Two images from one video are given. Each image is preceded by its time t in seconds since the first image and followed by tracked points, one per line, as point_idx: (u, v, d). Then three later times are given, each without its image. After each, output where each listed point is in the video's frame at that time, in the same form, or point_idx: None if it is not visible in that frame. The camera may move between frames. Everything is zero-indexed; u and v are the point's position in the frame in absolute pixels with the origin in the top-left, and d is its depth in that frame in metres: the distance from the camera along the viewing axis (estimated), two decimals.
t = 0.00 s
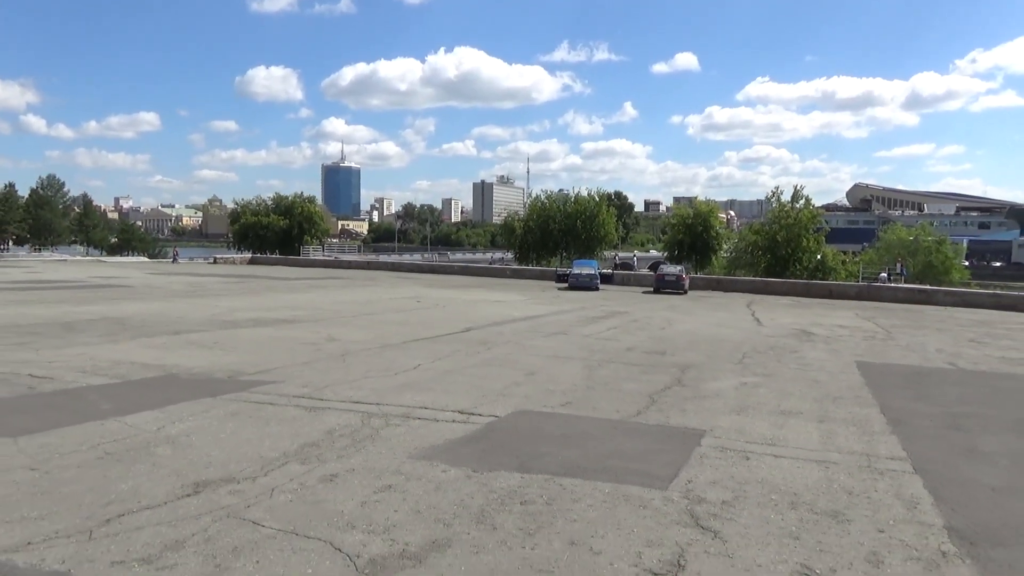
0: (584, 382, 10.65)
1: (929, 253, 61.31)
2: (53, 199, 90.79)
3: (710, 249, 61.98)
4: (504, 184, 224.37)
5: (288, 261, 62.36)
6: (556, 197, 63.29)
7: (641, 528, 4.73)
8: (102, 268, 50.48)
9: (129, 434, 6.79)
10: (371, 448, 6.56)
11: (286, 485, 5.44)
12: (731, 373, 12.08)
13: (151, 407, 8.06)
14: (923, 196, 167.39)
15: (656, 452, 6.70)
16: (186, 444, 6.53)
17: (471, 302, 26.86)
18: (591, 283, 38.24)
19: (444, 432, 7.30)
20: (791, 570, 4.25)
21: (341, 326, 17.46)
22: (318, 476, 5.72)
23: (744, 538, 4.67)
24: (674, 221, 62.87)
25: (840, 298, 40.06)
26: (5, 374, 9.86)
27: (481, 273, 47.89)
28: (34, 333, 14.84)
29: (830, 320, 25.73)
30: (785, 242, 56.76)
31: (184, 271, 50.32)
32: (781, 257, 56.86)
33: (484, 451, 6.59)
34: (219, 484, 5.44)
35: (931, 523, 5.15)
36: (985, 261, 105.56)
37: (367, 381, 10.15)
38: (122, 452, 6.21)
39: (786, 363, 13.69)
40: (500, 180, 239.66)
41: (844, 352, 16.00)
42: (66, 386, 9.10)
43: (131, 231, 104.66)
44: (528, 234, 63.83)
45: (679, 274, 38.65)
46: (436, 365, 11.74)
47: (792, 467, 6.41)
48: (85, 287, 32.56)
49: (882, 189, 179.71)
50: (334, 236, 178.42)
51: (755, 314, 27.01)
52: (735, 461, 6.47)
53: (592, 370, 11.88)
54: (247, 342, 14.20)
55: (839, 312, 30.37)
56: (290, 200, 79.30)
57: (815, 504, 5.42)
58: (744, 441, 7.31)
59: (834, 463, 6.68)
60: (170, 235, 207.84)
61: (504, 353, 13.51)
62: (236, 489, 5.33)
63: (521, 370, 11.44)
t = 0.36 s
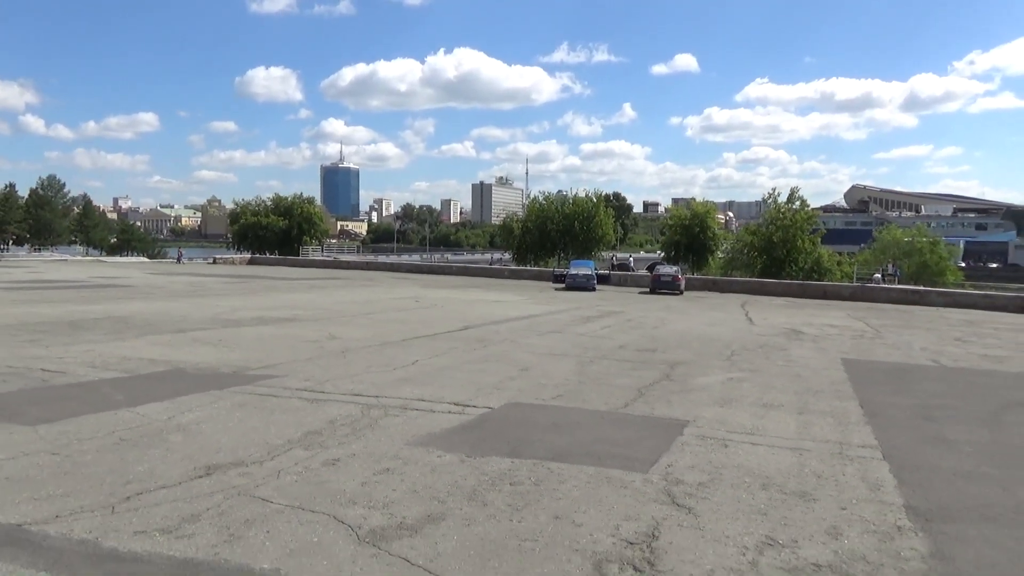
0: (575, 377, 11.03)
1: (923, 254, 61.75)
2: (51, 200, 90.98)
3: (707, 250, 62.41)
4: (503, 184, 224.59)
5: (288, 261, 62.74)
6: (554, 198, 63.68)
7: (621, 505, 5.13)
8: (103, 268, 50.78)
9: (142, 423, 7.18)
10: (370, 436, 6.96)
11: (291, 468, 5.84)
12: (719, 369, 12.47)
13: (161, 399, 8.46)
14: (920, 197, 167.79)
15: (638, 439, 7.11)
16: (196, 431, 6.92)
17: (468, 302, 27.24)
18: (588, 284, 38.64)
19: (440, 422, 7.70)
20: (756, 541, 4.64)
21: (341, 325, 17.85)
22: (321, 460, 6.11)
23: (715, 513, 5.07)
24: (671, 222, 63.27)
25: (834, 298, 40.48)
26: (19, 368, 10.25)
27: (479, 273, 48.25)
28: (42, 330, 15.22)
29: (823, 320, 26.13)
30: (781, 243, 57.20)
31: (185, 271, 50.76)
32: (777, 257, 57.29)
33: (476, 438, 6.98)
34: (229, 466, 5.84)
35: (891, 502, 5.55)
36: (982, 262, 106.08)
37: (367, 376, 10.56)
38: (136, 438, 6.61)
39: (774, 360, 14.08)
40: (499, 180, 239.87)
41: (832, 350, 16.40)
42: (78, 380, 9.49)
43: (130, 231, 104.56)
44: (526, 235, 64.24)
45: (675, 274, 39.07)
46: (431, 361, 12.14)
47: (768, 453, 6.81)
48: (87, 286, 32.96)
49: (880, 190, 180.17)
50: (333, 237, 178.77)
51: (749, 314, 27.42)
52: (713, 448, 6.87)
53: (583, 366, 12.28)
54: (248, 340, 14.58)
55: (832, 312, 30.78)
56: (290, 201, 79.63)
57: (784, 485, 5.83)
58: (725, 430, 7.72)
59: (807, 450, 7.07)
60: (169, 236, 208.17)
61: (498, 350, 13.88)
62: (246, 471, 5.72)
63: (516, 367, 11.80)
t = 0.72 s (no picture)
0: (569, 376, 11.42)
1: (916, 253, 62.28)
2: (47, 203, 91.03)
3: (702, 250, 62.86)
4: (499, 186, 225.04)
5: (285, 263, 63.03)
6: (550, 200, 64.09)
7: (608, 491, 5.53)
8: (102, 272, 50.99)
9: (156, 419, 7.56)
10: (372, 430, 7.34)
11: (301, 459, 6.23)
12: (708, 367, 12.87)
13: (172, 397, 8.84)
14: (915, 197, 168.57)
15: (627, 432, 7.50)
16: (207, 427, 7.30)
17: (465, 304, 27.61)
18: (583, 285, 39.03)
19: (439, 417, 8.09)
20: (732, 521, 5.04)
21: (340, 327, 18.20)
22: (328, 452, 6.50)
23: (695, 498, 5.48)
24: (666, 224, 63.70)
25: (827, 298, 40.93)
26: (32, 369, 10.62)
27: (476, 275, 48.59)
28: (48, 333, 15.56)
29: (814, 319, 26.55)
30: (775, 243, 57.67)
31: (184, 273, 51.00)
32: (772, 258, 57.75)
33: (473, 433, 7.37)
34: (242, 458, 6.22)
35: (860, 487, 5.95)
36: (976, 261, 106.68)
37: (368, 375, 10.95)
38: (151, 433, 6.99)
39: (763, 359, 14.48)
40: (495, 182, 240.18)
41: (820, 348, 16.80)
42: (89, 380, 9.86)
43: (127, 234, 104.59)
44: (522, 237, 64.64)
45: (670, 275, 39.48)
46: (429, 361, 12.53)
47: (749, 445, 7.21)
48: (88, 290, 33.25)
49: (874, 190, 180.90)
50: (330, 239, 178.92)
51: (742, 314, 27.83)
52: (698, 439, 7.28)
53: (577, 365, 12.67)
54: (251, 341, 14.94)
55: (824, 311, 31.22)
56: (287, 204, 79.89)
57: (761, 473, 6.24)
58: (710, 424, 8.12)
59: (787, 442, 7.47)
60: (166, 238, 208.11)
61: (494, 350, 14.26)
62: (258, 462, 6.12)
63: (511, 366, 12.18)
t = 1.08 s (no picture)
0: (562, 377, 11.78)
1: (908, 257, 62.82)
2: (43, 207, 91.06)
3: (696, 255, 63.35)
4: (495, 191, 225.54)
5: (282, 267, 63.27)
6: (545, 205, 64.52)
7: (597, 481, 5.91)
8: (99, 276, 51.20)
9: (168, 417, 7.93)
10: (375, 427, 7.71)
11: (308, 453, 6.60)
12: (698, 368, 13.26)
13: (180, 396, 9.20)
14: (908, 201, 169.54)
15: (618, 429, 7.88)
16: (217, 424, 7.66)
17: (462, 308, 27.96)
18: (579, 289, 39.41)
19: (439, 415, 8.46)
20: (712, 508, 5.43)
21: (339, 329, 18.55)
22: (333, 447, 6.86)
23: (679, 487, 5.86)
24: (661, 228, 64.16)
25: (819, 301, 41.38)
26: (42, 370, 10.98)
27: (472, 279, 48.93)
28: (53, 335, 15.88)
29: (806, 322, 26.96)
30: (768, 247, 58.16)
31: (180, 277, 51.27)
32: (765, 262, 58.22)
33: (471, 429, 7.73)
34: (252, 452, 6.59)
35: (834, 479, 6.35)
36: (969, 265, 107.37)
37: (369, 376, 11.31)
38: (164, 429, 7.34)
39: (752, 360, 14.87)
40: (491, 187, 240.71)
41: (809, 351, 17.21)
42: (99, 380, 10.21)
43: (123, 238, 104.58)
44: (518, 241, 65.04)
45: (665, 279, 39.88)
46: (427, 362, 12.89)
47: (732, 440, 7.60)
48: (87, 293, 33.52)
49: (868, 195, 181.77)
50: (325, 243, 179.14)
51: (734, 318, 28.23)
52: (684, 436, 7.66)
53: (570, 366, 13.04)
54: (251, 343, 15.28)
55: (816, 315, 31.64)
56: (284, 208, 80.17)
57: (741, 465, 6.62)
58: (697, 422, 8.51)
59: (769, 438, 7.86)
60: (161, 242, 208.00)
61: (490, 352, 14.62)
62: (268, 456, 6.47)
63: (507, 367, 12.55)
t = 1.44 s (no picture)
0: (552, 376, 12.18)
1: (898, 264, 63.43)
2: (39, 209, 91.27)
3: (690, 260, 63.90)
4: (491, 195, 226.12)
5: (278, 270, 63.59)
6: (540, 209, 65.02)
7: (579, 469, 6.31)
8: (96, 277, 51.50)
9: (172, 410, 8.29)
10: (370, 420, 8.09)
11: (308, 443, 6.98)
12: (684, 369, 13.67)
13: (183, 392, 9.56)
14: (901, 209, 170.55)
15: (602, 424, 8.26)
16: (220, 417, 8.02)
17: (456, 310, 28.36)
18: (572, 293, 39.82)
19: (432, 410, 8.84)
20: (685, 494, 5.83)
21: (335, 330, 18.91)
22: (331, 438, 7.24)
23: (655, 476, 6.26)
24: (655, 233, 64.69)
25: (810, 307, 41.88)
26: (48, 367, 11.34)
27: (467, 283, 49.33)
28: (54, 334, 16.22)
29: (794, 327, 27.43)
30: (761, 253, 58.71)
31: (177, 279, 51.58)
32: (758, 268, 58.74)
33: (463, 423, 8.11)
34: (254, 442, 6.97)
35: (802, 470, 6.75)
36: (961, 272, 108.19)
37: (364, 375, 11.69)
38: (170, 422, 7.72)
39: (737, 362, 15.29)
40: (487, 191, 241.28)
41: (794, 354, 17.63)
42: (104, 377, 10.57)
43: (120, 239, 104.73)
44: (513, 245, 65.48)
45: (657, 284, 40.33)
46: (421, 362, 13.26)
47: (710, 434, 8.01)
48: (85, 294, 33.88)
49: (862, 202, 182.80)
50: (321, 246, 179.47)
51: (724, 322, 28.68)
52: (665, 430, 8.05)
53: (560, 367, 13.43)
54: (249, 343, 15.65)
55: (805, 320, 32.10)
56: (280, 211, 80.53)
57: (716, 457, 7.03)
58: (678, 418, 8.91)
59: (746, 433, 8.26)
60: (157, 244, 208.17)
61: (482, 353, 15.02)
62: (270, 445, 6.86)
63: (499, 367, 12.95)
